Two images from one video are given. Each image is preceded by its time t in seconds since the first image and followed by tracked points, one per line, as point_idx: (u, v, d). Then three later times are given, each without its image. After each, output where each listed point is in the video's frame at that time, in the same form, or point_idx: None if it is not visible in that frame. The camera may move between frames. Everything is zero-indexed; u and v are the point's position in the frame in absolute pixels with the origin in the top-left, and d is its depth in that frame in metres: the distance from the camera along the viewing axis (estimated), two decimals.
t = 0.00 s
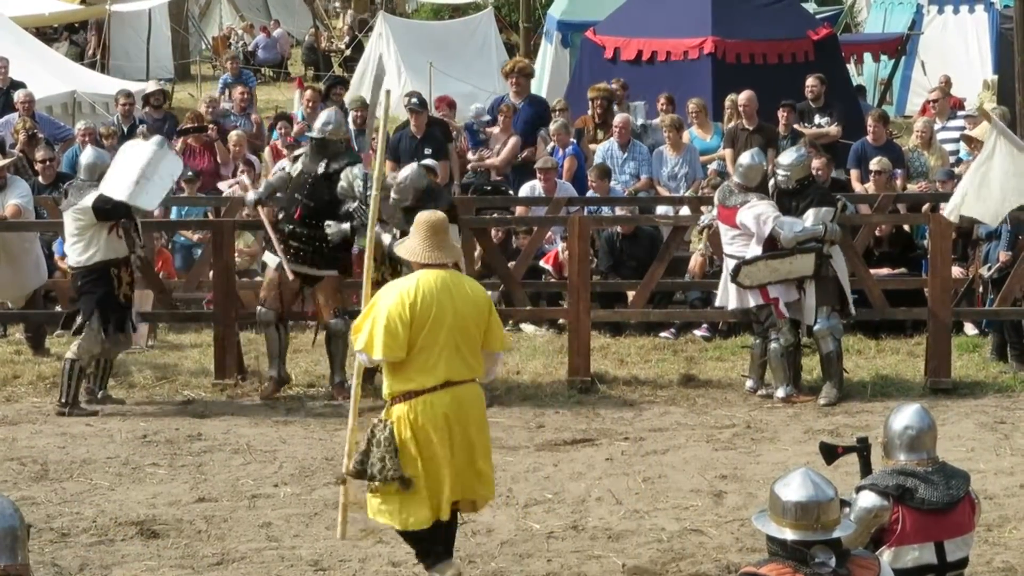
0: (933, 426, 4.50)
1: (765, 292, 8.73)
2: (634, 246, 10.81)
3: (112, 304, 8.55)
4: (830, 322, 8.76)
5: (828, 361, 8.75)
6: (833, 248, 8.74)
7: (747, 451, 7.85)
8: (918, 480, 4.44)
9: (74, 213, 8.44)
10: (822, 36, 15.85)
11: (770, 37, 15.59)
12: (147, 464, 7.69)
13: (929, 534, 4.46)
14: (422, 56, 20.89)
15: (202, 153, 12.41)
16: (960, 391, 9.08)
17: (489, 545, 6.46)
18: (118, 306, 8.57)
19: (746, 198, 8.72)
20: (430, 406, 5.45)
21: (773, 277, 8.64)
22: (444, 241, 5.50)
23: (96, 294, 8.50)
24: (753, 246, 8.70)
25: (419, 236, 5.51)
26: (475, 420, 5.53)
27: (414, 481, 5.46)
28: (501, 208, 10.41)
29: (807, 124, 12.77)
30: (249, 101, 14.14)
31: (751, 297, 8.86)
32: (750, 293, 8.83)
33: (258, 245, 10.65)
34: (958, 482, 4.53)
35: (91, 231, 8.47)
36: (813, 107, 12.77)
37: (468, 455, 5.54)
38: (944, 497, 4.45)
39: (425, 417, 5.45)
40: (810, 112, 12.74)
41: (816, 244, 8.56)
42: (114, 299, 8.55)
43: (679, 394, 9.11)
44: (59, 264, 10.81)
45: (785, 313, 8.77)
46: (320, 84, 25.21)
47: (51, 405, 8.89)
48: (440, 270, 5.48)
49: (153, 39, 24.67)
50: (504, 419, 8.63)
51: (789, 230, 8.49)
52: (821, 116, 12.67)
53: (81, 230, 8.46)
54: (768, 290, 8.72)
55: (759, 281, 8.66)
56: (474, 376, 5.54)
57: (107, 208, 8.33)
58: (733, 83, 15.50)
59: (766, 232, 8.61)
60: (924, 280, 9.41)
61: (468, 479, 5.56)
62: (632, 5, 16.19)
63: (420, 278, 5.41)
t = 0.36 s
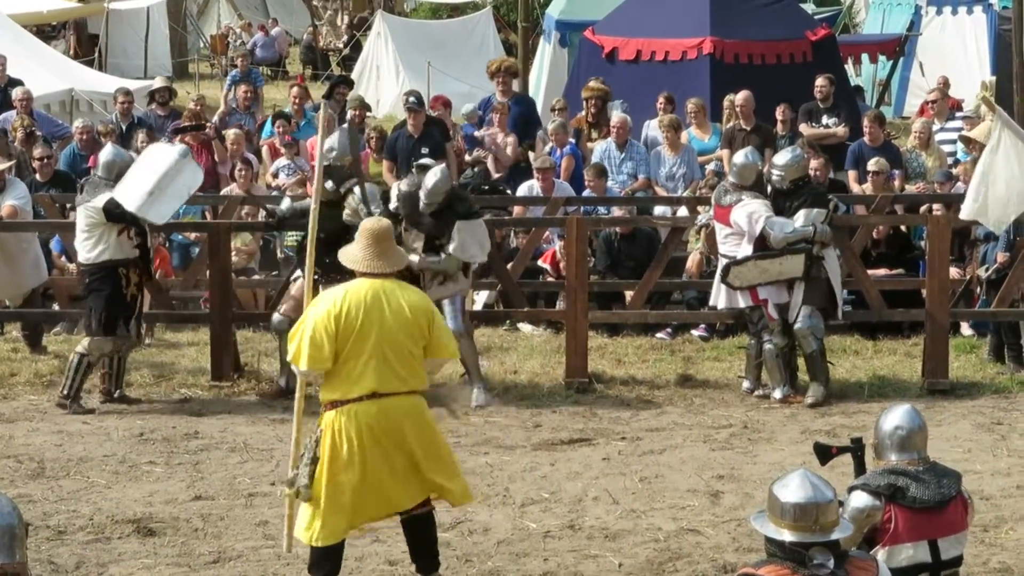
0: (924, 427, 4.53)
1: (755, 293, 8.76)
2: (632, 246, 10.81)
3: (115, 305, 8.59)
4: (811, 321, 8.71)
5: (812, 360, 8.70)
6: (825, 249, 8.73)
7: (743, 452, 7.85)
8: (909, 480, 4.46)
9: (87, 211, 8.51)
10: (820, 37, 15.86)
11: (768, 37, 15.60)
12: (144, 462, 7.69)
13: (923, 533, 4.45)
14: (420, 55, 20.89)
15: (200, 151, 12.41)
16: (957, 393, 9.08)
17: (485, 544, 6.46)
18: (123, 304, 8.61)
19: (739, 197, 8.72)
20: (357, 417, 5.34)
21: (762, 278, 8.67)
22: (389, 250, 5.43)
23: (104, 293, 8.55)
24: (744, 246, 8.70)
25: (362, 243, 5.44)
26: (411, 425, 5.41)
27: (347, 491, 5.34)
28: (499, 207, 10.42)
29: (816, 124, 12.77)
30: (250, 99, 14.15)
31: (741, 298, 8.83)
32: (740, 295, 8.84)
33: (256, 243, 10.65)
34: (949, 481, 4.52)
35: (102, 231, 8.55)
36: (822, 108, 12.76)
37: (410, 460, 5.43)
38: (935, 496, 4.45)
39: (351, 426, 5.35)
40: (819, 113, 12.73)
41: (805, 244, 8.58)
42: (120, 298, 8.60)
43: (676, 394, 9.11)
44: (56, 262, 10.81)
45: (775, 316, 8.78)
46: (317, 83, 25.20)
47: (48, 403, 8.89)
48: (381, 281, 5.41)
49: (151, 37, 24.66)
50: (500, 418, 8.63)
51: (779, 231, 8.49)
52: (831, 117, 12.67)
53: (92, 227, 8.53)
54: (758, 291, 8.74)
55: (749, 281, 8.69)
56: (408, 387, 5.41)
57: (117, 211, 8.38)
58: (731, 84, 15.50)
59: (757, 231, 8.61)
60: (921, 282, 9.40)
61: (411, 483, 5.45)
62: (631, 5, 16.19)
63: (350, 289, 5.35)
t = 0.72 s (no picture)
0: (906, 409, 4.51)
1: (748, 290, 8.79)
2: (629, 241, 10.80)
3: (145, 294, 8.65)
4: (800, 320, 8.74)
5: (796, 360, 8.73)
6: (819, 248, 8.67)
7: (740, 446, 7.85)
8: (891, 459, 4.40)
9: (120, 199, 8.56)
10: (817, 32, 15.86)
11: (766, 33, 15.59)
12: (140, 455, 7.68)
13: (905, 512, 4.39)
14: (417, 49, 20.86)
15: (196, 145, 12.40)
16: (953, 388, 9.09)
17: (481, 538, 6.46)
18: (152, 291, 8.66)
19: (730, 193, 8.72)
20: (313, 412, 5.15)
21: (753, 276, 8.69)
22: (337, 241, 5.25)
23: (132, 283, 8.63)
24: (735, 243, 8.72)
25: (311, 239, 5.27)
26: (369, 423, 5.16)
27: (306, 488, 5.16)
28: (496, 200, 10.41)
29: (822, 120, 12.76)
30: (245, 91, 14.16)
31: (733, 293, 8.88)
32: (733, 291, 8.89)
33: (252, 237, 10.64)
34: (931, 461, 4.45)
35: (134, 218, 8.57)
36: (829, 103, 12.75)
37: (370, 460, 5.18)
38: (918, 475, 4.38)
39: (308, 421, 5.15)
40: (825, 108, 12.73)
41: (797, 244, 8.54)
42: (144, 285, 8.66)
43: (672, 388, 9.11)
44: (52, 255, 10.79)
45: (768, 313, 8.79)
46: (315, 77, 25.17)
47: (44, 395, 8.88)
48: (331, 272, 5.24)
49: (147, 31, 24.62)
50: (497, 412, 8.62)
51: (768, 229, 8.47)
52: (836, 113, 12.66)
53: (123, 216, 8.57)
54: (750, 288, 8.77)
55: (739, 279, 8.73)
56: (367, 379, 5.18)
57: (152, 197, 8.41)
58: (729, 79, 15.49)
59: (747, 229, 8.61)
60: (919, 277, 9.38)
61: (375, 477, 5.21)
62: None
63: (295, 286, 5.19)
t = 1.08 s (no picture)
0: (907, 395, 4.33)
1: (753, 283, 8.74)
2: (628, 234, 10.81)
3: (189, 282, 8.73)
4: (798, 313, 8.74)
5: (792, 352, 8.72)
6: (822, 240, 8.69)
7: (738, 439, 7.86)
8: (886, 450, 4.32)
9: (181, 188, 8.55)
10: (816, 25, 15.85)
11: (764, 26, 15.57)
12: (139, 447, 7.68)
13: (890, 503, 4.37)
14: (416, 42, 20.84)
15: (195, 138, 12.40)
16: (951, 381, 9.10)
17: (479, 531, 6.46)
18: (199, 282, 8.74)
19: (736, 182, 8.69)
20: (304, 410, 5.09)
21: (759, 268, 8.63)
22: (354, 240, 5.20)
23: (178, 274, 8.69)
24: (740, 233, 8.67)
25: (325, 236, 5.21)
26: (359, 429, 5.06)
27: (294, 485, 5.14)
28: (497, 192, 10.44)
29: (819, 113, 12.76)
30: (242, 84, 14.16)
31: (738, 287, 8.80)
32: (738, 283, 8.82)
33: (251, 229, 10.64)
34: (925, 452, 4.40)
35: (192, 208, 8.65)
36: (827, 97, 12.75)
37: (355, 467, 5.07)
38: (910, 468, 4.34)
39: (298, 419, 5.10)
40: (823, 102, 12.72)
41: (802, 236, 8.54)
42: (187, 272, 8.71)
43: (670, 381, 9.12)
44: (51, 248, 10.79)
45: (772, 305, 8.77)
46: (314, 69, 25.15)
47: (43, 388, 8.88)
48: (344, 272, 5.18)
49: (145, 24, 24.58)
50: (496, 405, 8.63)
51: (775, 219, 8.46)
52: (834, 107, 12.66)
53: (181, 207, 8.62)
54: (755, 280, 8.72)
55: (745, 272, 8.65)
56: (362, 385, 5.09)
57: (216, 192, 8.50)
58: (727, 71, 15.48)
59: (753, 219, 8.56)
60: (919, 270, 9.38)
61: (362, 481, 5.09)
62: None
63: (303, 281, 5.11)
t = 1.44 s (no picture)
0: (897, 392, 4.33)
1: (762, 277, 8.71)
2: (629, 231, 10.80)
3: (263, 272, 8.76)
4: (799, 307, 8.73)
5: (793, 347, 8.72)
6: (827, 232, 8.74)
7: (739, 436, 7.86)
8: (878, 449, 4.31)
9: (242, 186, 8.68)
10: (817, 22, 15.82)
11: (765, 22, 15.55)
12: (139, 443, 7.68)
13: (884, 501, 4.35)
14: (417, 37, 20.82)
15: (196, 133, 12.40)
16: (952, 378, 9.10)
17: (479, 527, 6.46)
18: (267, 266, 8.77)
19: (743, 175, 8.64)
20: (290, 411, 5.03)
21: (768, 263, 8.64)
22: (351, 241, 5.10)
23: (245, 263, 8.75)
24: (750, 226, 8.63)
25: (326, 234, 5.11)
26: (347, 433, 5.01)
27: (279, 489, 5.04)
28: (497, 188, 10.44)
29: (814, 109, 12.74)
30: (240, 80, 14.16)
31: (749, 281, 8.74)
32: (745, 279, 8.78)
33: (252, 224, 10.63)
34: (919, 449, 4.38)
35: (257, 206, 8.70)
36: (821, 93, 12.72)
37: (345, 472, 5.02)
38: (903, 467, 4.32)
39: (285, 422, 5.03)
40: (818, 98, 12.70)
41: (812, 228, 8.55)
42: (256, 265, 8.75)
43: (670, 378, 9.12)
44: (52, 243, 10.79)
45: (782, 298, 8.74)
46: (314, 65, 25.14)
47: (44, 383, 8.88)
48: (338, 273, 5.09)
49: (146, 19, 24.56)
50: (497, 401, 8.62)
51: (786, 212, 8.44)
52: (829, 103, 12.64)
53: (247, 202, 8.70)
54: (765, 275, 8.70)
55: (755, 267, 8.65)
56: (350, 388, 5.04)
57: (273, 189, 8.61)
58: (728, 67, 15.47)
59: (764, 212, 8.54)
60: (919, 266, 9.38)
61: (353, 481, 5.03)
62: None
63: (298, 279, 5.07)
